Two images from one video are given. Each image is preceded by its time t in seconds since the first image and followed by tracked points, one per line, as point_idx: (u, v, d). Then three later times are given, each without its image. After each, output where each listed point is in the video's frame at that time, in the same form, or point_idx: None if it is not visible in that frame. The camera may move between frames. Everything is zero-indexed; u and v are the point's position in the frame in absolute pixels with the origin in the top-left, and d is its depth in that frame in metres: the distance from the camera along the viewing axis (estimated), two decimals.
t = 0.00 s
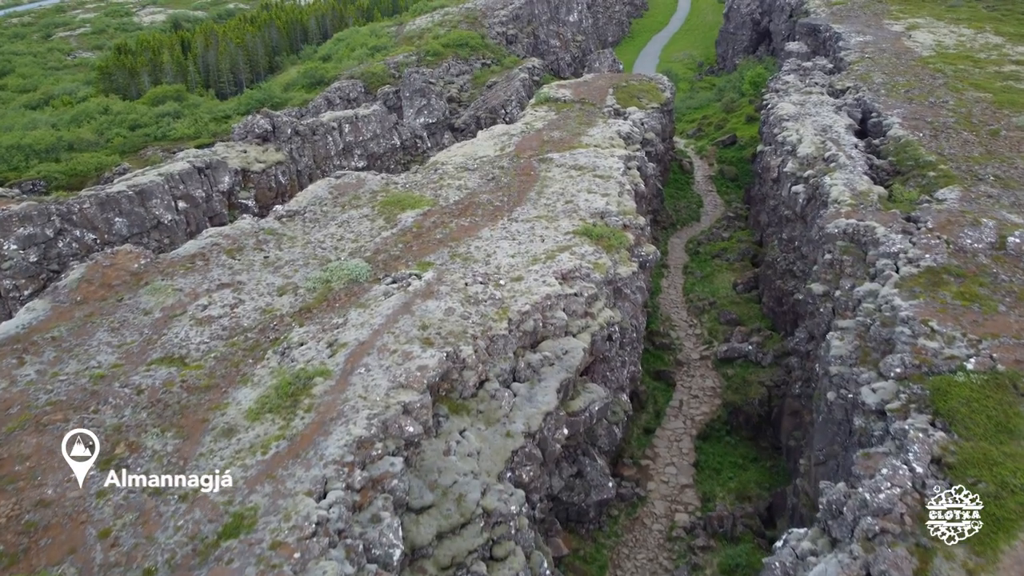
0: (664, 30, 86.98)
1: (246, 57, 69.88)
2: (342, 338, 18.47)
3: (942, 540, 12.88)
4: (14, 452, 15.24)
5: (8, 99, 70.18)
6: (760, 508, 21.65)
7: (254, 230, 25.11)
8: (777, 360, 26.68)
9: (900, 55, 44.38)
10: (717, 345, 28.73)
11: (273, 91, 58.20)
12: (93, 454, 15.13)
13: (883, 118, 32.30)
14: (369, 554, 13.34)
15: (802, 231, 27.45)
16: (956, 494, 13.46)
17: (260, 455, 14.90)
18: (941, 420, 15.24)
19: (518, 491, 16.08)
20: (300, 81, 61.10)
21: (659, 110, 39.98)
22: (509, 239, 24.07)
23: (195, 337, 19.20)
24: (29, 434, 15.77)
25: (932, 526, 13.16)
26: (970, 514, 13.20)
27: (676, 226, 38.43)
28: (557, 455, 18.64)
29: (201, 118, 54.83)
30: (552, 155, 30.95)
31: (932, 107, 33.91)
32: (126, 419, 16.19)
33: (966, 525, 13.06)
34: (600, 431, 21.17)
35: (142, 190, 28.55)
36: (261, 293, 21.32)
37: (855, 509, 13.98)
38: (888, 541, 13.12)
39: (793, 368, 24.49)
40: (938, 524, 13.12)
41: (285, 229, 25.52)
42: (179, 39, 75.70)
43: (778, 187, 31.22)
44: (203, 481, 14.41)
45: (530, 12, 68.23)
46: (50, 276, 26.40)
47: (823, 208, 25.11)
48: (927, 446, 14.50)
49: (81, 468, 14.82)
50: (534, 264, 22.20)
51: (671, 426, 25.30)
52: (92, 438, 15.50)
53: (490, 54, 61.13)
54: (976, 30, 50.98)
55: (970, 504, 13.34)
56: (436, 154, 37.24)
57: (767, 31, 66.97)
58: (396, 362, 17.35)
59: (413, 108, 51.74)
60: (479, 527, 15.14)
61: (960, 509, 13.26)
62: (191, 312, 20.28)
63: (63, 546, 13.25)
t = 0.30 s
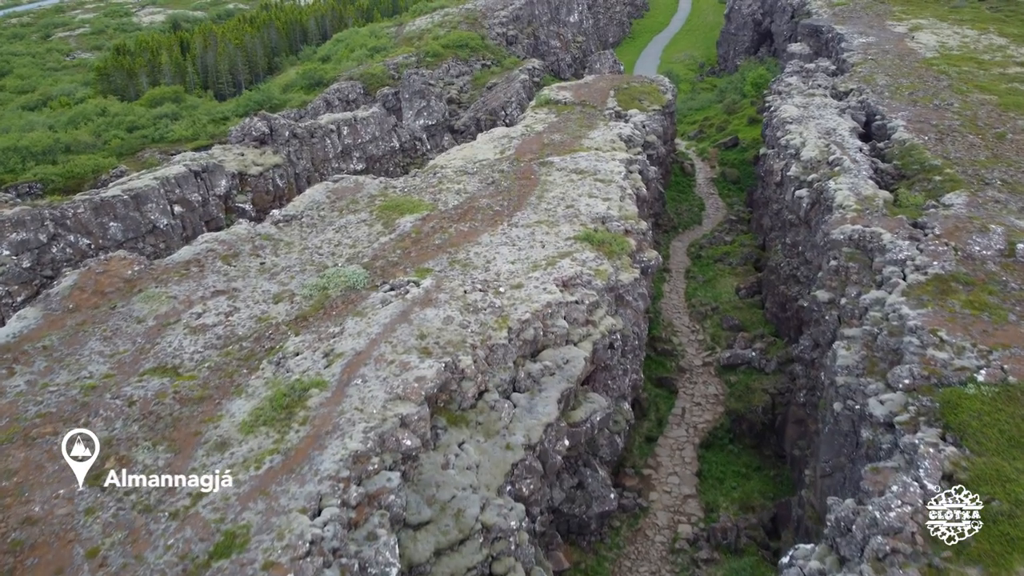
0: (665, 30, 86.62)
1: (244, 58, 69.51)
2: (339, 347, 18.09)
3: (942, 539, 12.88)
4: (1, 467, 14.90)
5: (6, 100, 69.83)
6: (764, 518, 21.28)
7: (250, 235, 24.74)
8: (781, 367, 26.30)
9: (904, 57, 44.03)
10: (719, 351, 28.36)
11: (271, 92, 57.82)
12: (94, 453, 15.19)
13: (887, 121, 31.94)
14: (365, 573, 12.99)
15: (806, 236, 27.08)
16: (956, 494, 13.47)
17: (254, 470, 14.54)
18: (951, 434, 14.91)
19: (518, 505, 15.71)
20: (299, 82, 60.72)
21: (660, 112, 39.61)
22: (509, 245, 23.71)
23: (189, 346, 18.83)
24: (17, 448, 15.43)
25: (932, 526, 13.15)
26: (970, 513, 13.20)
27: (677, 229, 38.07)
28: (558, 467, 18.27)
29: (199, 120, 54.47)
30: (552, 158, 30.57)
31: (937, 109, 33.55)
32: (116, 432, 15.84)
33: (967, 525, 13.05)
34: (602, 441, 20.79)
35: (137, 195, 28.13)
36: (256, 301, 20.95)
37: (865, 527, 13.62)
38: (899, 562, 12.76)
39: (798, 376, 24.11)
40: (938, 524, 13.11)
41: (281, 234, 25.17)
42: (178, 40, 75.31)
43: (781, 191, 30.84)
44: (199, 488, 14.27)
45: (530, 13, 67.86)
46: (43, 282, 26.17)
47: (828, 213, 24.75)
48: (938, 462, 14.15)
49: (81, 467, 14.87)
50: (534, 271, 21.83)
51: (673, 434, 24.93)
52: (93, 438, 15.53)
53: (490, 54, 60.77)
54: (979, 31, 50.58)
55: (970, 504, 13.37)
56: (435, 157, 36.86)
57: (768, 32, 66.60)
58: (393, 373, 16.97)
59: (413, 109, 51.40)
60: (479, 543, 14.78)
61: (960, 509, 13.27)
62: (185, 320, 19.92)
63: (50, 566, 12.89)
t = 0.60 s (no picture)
0: (666, 31, 86.24)
1: (243, 59, 69.13)
2: (335, 357, 17.71)
3: (942, 540, 12.87)
4: None
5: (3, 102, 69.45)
6: (768, 530, 20.91)
7: (246, 241, 24.37)
8: (785, 374, 25.93)
9: (907, 58, 43.66)
10: (722, 358, 27.98)
11: (270, 93, 57.45)
12: (92, 454, 15.17)
13: (891, 124, 31.60)
14: None
15: (810, 241, 26.73)
16: (956, 494, 13.51)
17: (247, 486, 14.20)
18: (962, 449, 14.64)
19: (518, 521, 15.35)
20: (298, 83, 60.30)
21: (661, 114, 39.23)
22: (509, 251, 23.34)
23: (182, 355, 18.47)
24: (5, 462, 15.10)
25: (932, 526, 13.15)
26: (970, 513, 13.24)
27: (679, 233, 37.70)
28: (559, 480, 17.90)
29: (198, 122, 54.12)
30: (552, 162, 30.20)
31: (942, 112, 33.20)
32: (107, 445, 15.50)
33: (967, 524, 13.07)
34: (604, 451, 20.41)
35: (132, 199, 27.75)
36: (251, 308, 20.59)
37: (875, 547, 13.19)
38: None
39: (802, 384, 23.74)
40: (938, 524, 13.12)
41: (278, 240, 24.82)
42: (177, 41, 74.91)
43: (784, 195, 30.46)
44: (191, 505, 13.95)
45: (530, 14, 67.49)
46: (35, 288, 25.96)
47: (833, 218, 24.39)
48: (949, 480, 13.83)
49: (81, 467, 14.88)
50: (534, 278, 21.47)
51: (676, 442, 24.56)
52: (91, 438, 15.55)
53: (490, 55, 60.42)
54: (983, 32, 50.20)
55: (970, 505, 13.41)
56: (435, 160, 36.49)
57: (770, 33, 66.24)
58: (390, 384, 16.59)
59: (412, 111, 51.04)
60: (477, 559, 14.40)
61: (960, 509, 13.30)
62: (179, 329, 19.55)
63: None
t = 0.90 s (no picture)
0: (667, 31, 85.87)
1: (242, 60, 68.74)
2: (331, 368, 17.33)
3: (943, 541, 12.94)
4: None
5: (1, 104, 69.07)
6: (772, 541, 20.56)
7: (242, 246, 24.01)
8: (789, 382, 25.57)
9: (911, 60, 43.28)
10: (725, 364, 27.61)
11: (269, 94, 57.03)
12: (93, 454, 15.17)
13: (896, 127, 31.24)
14: None
15: (814, 246, 26.37)
16: (956, 494, 13.56)
17: (240, 502, 13.86)
18: (974, 464, 14.34)
19: (518, 537, 14.96)
20: (297, 84, 59.86)
21: (663, 117, 38.85)
22: (508, 257, 22.98)
23: (175, 365, 18.11)
24: None
25: (932, 526, 13.21)
26: (970, 514, 13.32)
27: (680, 236, 37.33)
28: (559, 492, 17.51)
29: (196, 123, 53.74)
30: (553, 166, 29.83)
31: (946, 115, 32.83)
32: (96, 459, 15.17)
33: (966, 525, 13.16)
34: (605, 462, 20.04)
35: (127, 204, 27.41)
36: (247, 316, 20.22)
37: (885, 567, 12.98)
38: None
39: (806, 391, 23.37)
40: (938, 524, 13.19)
41: (274, 245, 24.44)
42: (175, 42, 74.55)
43: (787, 199, 30.08)
44: (181, 522, 13.63)
45: (530, 14, 67.11)
46: (28, 294, 25.61)
47: (837, 223, 24.03)
48: (961, 498, 13.54)
49: (81, 466, 14.91)
50: (535, 285, 21.11)
51: (678, 451, 24.20)
52: (92, 437, 15.56)
53: (490, 57, 60.06)
54: (987, 33, 49.85)
55: (970, 504, 13.47)
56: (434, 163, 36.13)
57: (771, 33, 65.86)
58: (387, 396, 16.22)
59: (411, 113, 50.68)
60: None
61: (960, 509, 13.37)
62: (173, 338, 19.19)
63: None
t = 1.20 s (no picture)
0: (667, 32, 85.52)
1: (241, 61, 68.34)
2: (326, 379, 16.95)
3: (943, 541, 12.98)
4: None
5: None
6: (777, 553, 20.19)
7: (237, 252, 23.64)
8: (792, 390, 25.20)
9: (914, 62, 42.90)
10: (728, 371, 27.23)
11: (267, 96, 56.63)
12: (93, 453, 15.26)
13: (900, 130, 30.87)
14: None
15: (818, 251, 26.00)
16: (956, 494, 13.59)
17: (231, 520, 13.51)
18: (986, 481, 14.00)
19: (518, 554, 14.54)
20: (296, 85, 59.45)
21: (664, 119, 38.48)
22: (508, 263, 22.61)
23: (167, 375, 17.74)
24: None
25: (932, 527, 13.30)
26: (970, 513, 13.31)
27: (682, 240, 36.98)
28: (560, 506, 17.12)
29: (193, 125, 53.38)
30: (553, 169, 29.45)
31: (951, 118, 32.46)
32: (85, 475, 14.85)
33: (966, 524, 13.16)
34: (607, 473, 19.65)
35: (122, 208, 27.05)
36: (241, 325, 19.85)
37: None
38: None
39: (811, 400, 22.99)
40: (938, 525, 13.25)
41: (270, 251, 24.07)
42: (174, 43, 74.17)
43: (791, 203, 29.69)
44: (171, 541, 13.27)
45: (530, 15, 66.75)
46: (20, 301, 25.40)
47: (842, 229, 23.66)
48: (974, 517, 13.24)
49: (81, 466, 14.97)
50: (535, 292, 20.73)
51: (680, 460, 23.82)
52: (91, 437, 15.66)
53: (490, 58, 59.70)
54: (990, 34, 49.48)
55: (970, 505, 13.44)
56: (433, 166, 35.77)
57: (773, 34, 65.52)
58: (383, 409, 15.83)
59: (410, 115, 50.34)
60: None
61: (959, 509, 13.40)
62: (165, 347, 18.81)
63: None
